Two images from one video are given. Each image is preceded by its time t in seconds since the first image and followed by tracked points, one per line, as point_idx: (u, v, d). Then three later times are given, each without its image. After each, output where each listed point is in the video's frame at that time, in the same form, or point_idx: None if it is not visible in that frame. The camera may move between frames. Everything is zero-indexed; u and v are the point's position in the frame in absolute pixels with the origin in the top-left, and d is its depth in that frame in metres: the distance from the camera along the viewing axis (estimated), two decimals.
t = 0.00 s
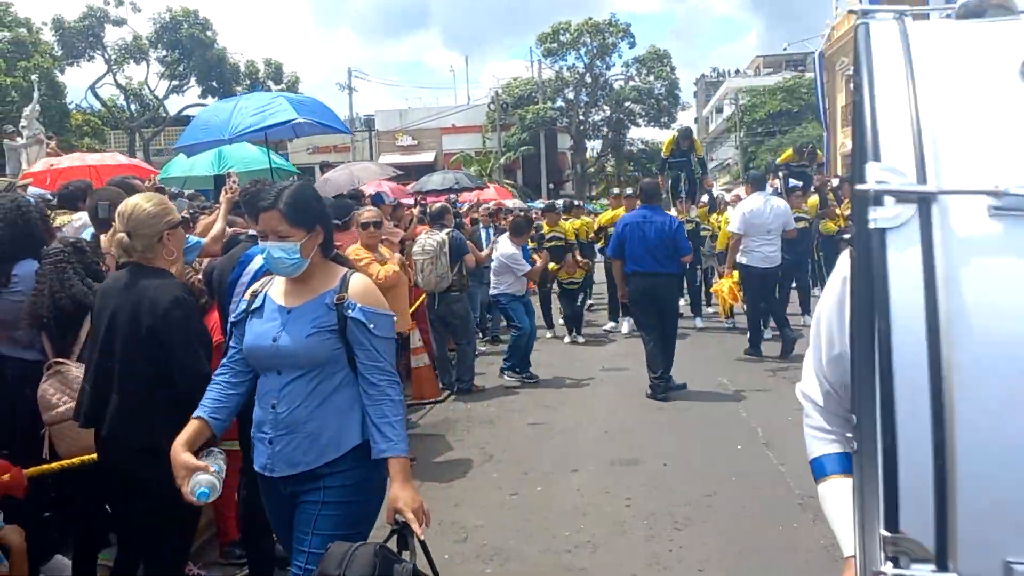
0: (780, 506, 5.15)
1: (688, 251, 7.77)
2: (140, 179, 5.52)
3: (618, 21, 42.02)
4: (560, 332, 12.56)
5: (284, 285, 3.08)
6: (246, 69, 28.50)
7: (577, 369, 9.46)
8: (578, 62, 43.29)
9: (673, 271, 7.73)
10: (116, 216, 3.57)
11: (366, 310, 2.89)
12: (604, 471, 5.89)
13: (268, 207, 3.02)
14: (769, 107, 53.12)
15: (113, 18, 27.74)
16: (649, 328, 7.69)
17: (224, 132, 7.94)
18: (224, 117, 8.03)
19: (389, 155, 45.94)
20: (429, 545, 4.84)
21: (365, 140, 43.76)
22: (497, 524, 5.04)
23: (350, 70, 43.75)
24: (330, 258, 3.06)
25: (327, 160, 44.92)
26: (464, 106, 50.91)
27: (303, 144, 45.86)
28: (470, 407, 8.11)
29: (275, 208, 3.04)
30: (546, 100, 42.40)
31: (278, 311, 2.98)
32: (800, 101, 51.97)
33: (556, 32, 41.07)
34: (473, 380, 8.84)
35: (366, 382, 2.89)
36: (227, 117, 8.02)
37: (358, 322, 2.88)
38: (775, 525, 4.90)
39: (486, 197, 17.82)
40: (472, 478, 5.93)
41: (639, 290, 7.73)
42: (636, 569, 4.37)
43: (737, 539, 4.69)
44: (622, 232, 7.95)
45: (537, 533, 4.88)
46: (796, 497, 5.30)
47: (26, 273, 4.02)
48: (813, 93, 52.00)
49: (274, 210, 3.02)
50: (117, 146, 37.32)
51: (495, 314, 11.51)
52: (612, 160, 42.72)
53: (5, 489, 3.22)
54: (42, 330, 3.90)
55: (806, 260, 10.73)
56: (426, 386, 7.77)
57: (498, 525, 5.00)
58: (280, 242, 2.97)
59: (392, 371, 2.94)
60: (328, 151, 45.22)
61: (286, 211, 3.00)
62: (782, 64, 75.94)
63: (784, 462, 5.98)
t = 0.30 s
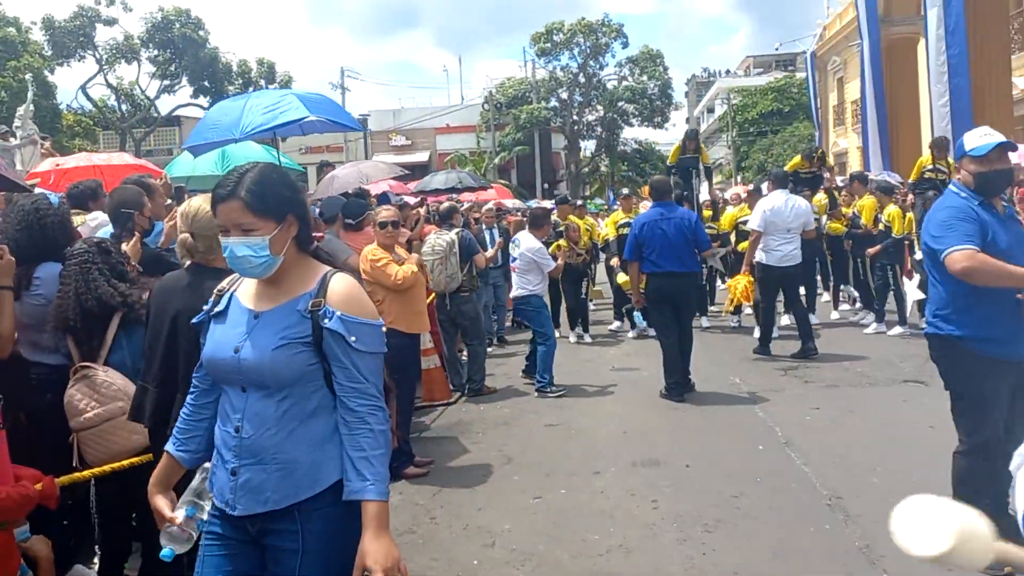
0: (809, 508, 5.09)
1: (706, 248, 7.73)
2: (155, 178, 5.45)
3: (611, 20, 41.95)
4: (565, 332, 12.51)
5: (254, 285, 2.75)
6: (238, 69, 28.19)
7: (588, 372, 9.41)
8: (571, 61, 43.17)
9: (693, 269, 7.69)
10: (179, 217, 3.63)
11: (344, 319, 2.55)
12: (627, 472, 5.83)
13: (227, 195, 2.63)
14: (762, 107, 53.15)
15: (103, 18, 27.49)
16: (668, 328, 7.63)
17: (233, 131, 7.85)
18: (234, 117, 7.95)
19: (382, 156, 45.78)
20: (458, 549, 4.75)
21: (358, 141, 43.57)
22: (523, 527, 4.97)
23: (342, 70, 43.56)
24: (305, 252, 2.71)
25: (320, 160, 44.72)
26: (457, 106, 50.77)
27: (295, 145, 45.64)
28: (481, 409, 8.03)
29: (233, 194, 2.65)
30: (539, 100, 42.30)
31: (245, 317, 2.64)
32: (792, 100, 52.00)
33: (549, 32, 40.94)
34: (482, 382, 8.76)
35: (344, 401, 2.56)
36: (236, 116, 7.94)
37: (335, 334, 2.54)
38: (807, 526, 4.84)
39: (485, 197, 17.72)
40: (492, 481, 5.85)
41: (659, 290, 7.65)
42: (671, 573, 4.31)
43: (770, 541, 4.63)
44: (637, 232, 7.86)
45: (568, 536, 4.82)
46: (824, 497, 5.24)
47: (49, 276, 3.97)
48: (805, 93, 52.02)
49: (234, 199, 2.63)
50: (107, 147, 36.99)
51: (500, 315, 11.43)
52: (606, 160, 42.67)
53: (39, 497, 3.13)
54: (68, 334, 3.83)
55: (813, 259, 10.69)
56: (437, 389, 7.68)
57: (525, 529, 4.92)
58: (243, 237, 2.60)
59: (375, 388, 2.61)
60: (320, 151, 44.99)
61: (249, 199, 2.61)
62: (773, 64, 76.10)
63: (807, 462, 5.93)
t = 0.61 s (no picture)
0: (804, 502, 5.03)
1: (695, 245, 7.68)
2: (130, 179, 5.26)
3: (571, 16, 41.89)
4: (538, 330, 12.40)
5: (108, 341, 2.33)
6: (194, 67, 27.63)
7: (566, 370, 9.31)
8: (532, 57, 43.05)
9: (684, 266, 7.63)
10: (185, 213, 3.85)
11: (222, 384, 2.14)
12: (617, 471, 5.73)
13: (70, 225, 2.21)
14: (721, 102, 53.57)
15: (53, 16, 26.78)
16: (656, 327, 7.60)
17: (197, 132, 7.62)
18: (198, 117, 7.71)
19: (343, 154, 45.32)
20: (451, 555, 4.61)
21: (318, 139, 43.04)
22: (516, 531, 4.84)
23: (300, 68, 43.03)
24: (175, 298, 2.30)
25: (279, 159, 44.12)
26: (418, 104, 50.43)
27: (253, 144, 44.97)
28: (461, 409, 7.88)
29: (77, 224, 2.22)
30: (501, 96, 42.14)
31: (97, 384, 2.22)
32: (750, 95, 52.47)
33: (510, 28, 40.78)
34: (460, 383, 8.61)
35: (224, 483, 2.17)
36: (199, 116, 7.70)
37: (211, 404, 2.13)
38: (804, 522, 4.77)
39: (452, 194, 17.56)
40: (480, 485, 5.71)
41: (650, 289, 7.59)
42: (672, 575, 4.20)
43: (769, 538, 4.55)
44: (627, 228, 7.74)
45: (563, 538, 4.70)
46: (818, 492, 5.19)
47: (23, 283, 3.70)
48: (764, 88, 52.50)
49: (78, 227, 2.21)
50: (59, 147, 36.11)
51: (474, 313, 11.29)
52: (569, 156, 42.63)
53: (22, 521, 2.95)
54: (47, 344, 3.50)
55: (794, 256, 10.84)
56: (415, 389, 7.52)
57: (519, 533, 4.80)
58: (86, 277, 2.20)
59: (265, 464, 2.23)
60: (279, 150, 44.38)
61: (95, 228, 2.20)
62: (730, 60, 76.68)
63: (797, 456, 5.88)
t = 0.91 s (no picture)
0: (802, 509, 4.89)
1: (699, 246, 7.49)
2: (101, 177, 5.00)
3: (553, 16, 41.76)
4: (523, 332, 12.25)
5: None
6: (174, 66, 27.26)
7: (553, 372, 9.16)
8: (515, 57, 42.90)
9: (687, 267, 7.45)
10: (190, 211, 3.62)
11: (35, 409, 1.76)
12: (609, 477, 5.58)
13: None
14: (702, 102, 53.66)
15: (28, 13, 26.36)
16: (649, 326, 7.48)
17: (172, 130, 7.41)
18: (172, 114, 7.49)
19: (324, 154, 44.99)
20: (439, 567, 4.44)
21: (299, 139, 42.69)
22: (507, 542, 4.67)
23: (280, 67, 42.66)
24: None
25: (259, 159, 43.74)
26: (400, 103, 50.15)
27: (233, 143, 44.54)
28: (447, 413, 7.70)
29: None
30: (484, 95, 41.98)
31: None
32: (731, 95, 52.59)
33: (492, 27, 40.57)
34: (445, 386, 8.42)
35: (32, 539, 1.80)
36: (175, 113, 7.49)
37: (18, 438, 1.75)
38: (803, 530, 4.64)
39: (435, 193, 17.38)
40: (468, 493, 5.54)
41: (650, 291, 7.44)
42: None
43: (768, 548, 4.41)
44: (631, 226, 7.48)
45: (555, 549, 4.54)
46: (816, 498, 5.05)
47: None
48: (745, 88, 52.66)
49: None
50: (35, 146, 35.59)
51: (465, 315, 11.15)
52: (551, 156, 42.51)
53: None
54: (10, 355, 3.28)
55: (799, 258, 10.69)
56: (400, 393, 7.28)
57: (509, 543, 4.63)
58: None
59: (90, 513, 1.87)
60: (260, 149, 43.99)
61: None
62: (711, 60, 76.83)
63: (792, 461, 5.75)
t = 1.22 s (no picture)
0: (775, 516, 4.81)
1: (682, 247, 7.34)
2: (42, 183, 4.79)
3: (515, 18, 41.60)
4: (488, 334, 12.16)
5: None
6: (129, 69, 26.70)
7: (519, 377, 9.03)
8: (477, 59, 42.68)
9: (671, 268, 7.28)
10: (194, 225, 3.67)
11: None
12: (578, 487, 5.46)
13: None
14: (665, 103, 53.90)
15: None
16: (634, 334, 7.30)
17: (124, 132, 7.16)
18: (123, 117, 7.24)
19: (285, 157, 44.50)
20: None
21: (259, 143, 42.14)
22: (474, 557, 4.53)
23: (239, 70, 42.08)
24: None
25: (219, 163, 43.10)
26: (361, 106, 49.75)
27: (192, 147, 43.89)
28: (411, 421, 7.53)
29: None
30: (447, 98, 41.74)
31: None
32: (693, 96, 52.89)
33: (454, 29, 40.31)
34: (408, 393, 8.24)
35: None
36: (126, 116, 7.24)
37: None
38: (777, 538, 4.54)
39: (398, 196, 17.21)
40: (434, 507, 5.39)
41: (635, 293, 7.21)
42: None
43: (743, 559, 4.30)
44: (614, 225, 7.26)
45: (524, 565, 4.39)
46: (789, 504, 4.97)
47: None
48: (706, 89, 53.01)
49: None
50: None
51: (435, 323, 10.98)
52: (515, 158, 42.38)
53: None
54: None
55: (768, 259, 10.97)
56: (362, 401, 7.06)
57: (476, 559, 4.48)
58: None
59: None
60: (220, 153, 43.35)
61: None
62: (672, 62, 77.29)
63: (763, 466, 5.67)
